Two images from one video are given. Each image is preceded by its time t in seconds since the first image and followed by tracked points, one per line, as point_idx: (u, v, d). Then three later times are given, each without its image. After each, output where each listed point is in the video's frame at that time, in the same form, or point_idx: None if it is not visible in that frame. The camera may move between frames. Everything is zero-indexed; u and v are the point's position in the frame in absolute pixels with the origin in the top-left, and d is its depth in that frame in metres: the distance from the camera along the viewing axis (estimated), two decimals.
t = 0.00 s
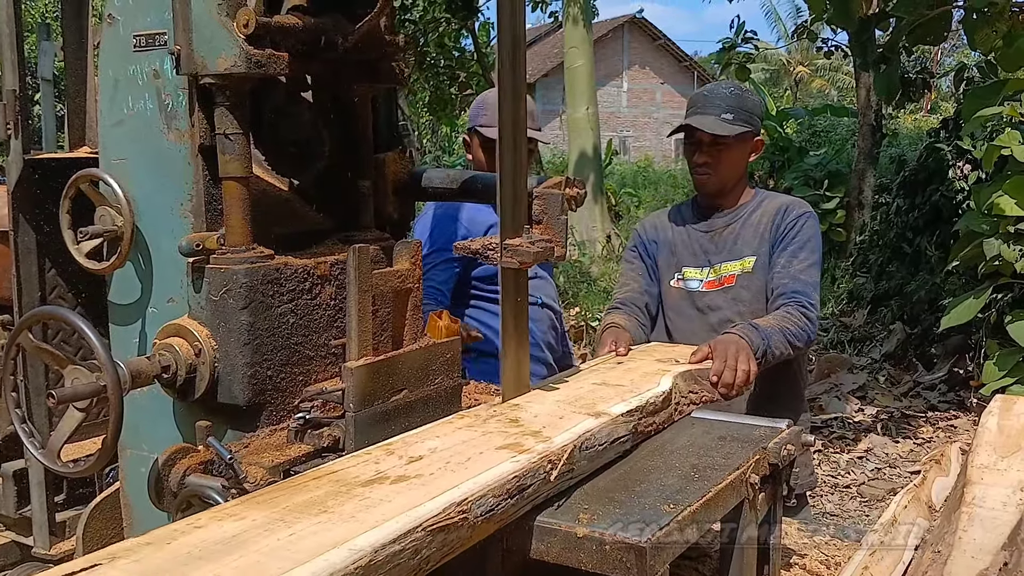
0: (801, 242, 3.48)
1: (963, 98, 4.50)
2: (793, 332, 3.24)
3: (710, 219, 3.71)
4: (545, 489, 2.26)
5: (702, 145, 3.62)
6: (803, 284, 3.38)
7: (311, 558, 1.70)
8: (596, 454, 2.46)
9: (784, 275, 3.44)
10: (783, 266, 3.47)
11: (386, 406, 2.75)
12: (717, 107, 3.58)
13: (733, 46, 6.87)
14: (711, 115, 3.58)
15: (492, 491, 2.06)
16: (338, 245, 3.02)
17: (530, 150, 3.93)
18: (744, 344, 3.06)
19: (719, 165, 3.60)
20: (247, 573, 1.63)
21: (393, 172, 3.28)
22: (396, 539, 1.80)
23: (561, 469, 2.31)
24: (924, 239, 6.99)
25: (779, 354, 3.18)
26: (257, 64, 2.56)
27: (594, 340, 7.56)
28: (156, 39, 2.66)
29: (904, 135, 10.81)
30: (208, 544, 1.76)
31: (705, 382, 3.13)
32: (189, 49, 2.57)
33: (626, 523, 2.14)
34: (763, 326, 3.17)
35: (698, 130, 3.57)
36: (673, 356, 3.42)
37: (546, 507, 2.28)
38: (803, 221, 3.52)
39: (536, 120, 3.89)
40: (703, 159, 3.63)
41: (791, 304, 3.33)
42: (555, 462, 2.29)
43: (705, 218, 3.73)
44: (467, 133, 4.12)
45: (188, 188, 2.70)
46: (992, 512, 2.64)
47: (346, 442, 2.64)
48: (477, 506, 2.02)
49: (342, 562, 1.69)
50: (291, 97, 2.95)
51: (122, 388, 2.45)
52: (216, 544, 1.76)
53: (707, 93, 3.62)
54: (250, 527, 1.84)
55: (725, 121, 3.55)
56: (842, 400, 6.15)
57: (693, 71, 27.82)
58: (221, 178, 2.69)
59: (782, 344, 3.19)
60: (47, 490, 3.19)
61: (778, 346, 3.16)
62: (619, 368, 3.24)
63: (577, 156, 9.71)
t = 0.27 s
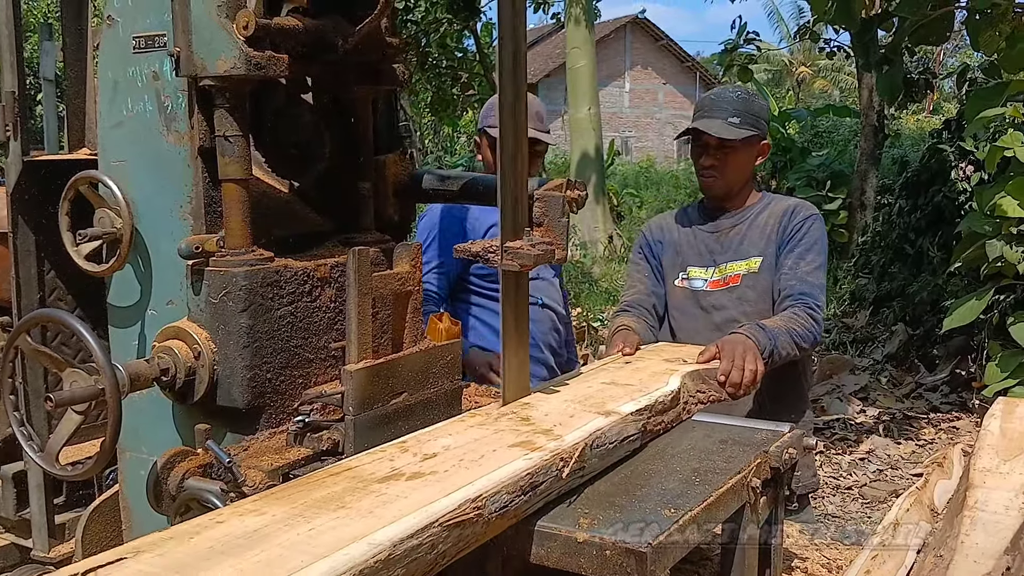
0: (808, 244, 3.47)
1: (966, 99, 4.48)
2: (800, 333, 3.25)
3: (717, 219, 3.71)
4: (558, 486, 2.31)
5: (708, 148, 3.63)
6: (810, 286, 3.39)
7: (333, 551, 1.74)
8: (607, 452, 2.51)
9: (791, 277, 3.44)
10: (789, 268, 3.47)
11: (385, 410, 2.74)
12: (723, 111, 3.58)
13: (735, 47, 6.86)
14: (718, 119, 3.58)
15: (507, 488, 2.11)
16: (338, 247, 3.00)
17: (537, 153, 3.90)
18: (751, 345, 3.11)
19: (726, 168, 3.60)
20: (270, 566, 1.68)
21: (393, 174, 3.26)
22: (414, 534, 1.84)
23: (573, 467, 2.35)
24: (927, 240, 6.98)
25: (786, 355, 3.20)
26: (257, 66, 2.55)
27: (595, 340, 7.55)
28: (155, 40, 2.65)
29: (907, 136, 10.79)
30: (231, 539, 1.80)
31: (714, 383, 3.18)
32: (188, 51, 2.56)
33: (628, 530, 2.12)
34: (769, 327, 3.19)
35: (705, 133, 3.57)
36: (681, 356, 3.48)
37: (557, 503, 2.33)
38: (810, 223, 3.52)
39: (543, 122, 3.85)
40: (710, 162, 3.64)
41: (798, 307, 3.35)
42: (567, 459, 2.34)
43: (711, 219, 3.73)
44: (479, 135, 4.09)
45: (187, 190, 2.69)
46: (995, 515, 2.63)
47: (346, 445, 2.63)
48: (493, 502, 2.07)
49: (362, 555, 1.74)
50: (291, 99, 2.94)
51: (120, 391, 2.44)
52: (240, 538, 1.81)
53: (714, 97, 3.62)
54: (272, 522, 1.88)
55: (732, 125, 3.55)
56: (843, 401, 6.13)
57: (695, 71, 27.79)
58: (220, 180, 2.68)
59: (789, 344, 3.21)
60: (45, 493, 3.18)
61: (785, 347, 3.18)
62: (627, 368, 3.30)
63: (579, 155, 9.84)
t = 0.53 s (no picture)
0: (817, 247, 3.48)
1: (970, 100, 4.46)
2: (808, 335, 3.25)
3: (725, 221, 3.71)
4: (571, 481, 2.36)
5: (715, 152, 3.63)
6: (819, 288, 3.41)
7: (354, 544, 1.79)
8: (618, 449, 2.55)
9: (800, 280, 3.46)
10: (799, 270, 3.48)
11: (385, 412, 2.72)
12: (730, 115, 3.59)
13: (739, 47, 6.84)
14: (725, 123, 3.59)
15: (522, 483, 2.16)
16: (338, 248, 2.99)
17: (548, 155, 3.87)
18: (760, 343, 3.10)
19: (731, 173, 3.61)
20: (291, 559, 1.72)
21: (395, 174, 3.22)
22: (432, 527, 1.89)
23: (586, 463, 2.41)
24: (931, 241, 6.95)
25: (793, 354, 3.19)
26: (257, 66, 2.53)
27: (598, 341, 7.53)
28: (155, 40, 2.64)
29: (911, 136, 10.75)
30: (254, 532, 1.85)
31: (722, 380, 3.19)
32: (188, 51, 2.55)
33: (628, 531, 2.13)
34: (777, 327, 3.19)
35: (712, 137, 3.57)
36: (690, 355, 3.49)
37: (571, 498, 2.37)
38: (818, 226, 3.53)
39: (557, 124, 3.82)
40: (716, 166, 3.64)
41: (806, 306, 3.36)
42: (580, 455, 2.39)
43: (719, 220, 3.73)
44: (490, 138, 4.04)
45: (187, 191, 2.68)
46: (1000, 520, 2.61)
47: (346, 448, 2.62)
48: (509, 496, 2.12)
49: (382, 548, 1.79)
50: (292, 99, 2.92)
51: (119, 393, 2.43)
52: (263, 530, 1.86)
53: (722, 101, 3.64)
54: (294, 515, 1.93)
55: (739, 129, 3.55)
56: (847, 402, 6.11)
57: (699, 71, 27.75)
58: (221, 181, 2.67)
59: (797, 345, 3.20)
60: (45, 494, 3.17)
61: (793, 347, 3.17)
62: (637, 366, 3.33)
63: (583, 155, 9.87)
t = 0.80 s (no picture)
0: (826, 249, 3.47)
1: (974, 100, 4.44)
2: (819, 335, 3.26)
3: (733, 222, 3.71)
4: (587, 475, 2.38)
5: (722, 155, 3.65)
6: (829, 290, 3.39)
7: (379, 532, 1.85)
8: (632, 443, 2.58)
9: (810, 282, 3.45)
10: (808, 273, 3.47)
11: (387, 412, 2.70)
12: (737, 118, 3.60)
13: (744, 47, 6.81)
14: (731, 126, 3.61)
15: (539, 476, 2.18)
16: (340, 248, 2.97)
17: (556, 159, 3.83)
18: (770, 341, 3.16)
19: (739, 176, 3.62)
20: (305, 555, 1.74)
21: (397, 174, 3.19)
22: (455, 516, 1.94)
23: (601, 457, 2.42)
24: (935, 242, 6.91)
25: (802, 355, 3.23)
26: (258, 64, 2.52)
27: (602, 341, 7.51)
28: (156, 38, 2.63)
29: (916, 136, 10.72)
30: (282, 521, 1.92)
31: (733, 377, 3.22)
32: (189, 49, 2.53)
33: (628, 530, 2.13)
34: (788, 326, 3.22)
35: (719, 141, 3.59)
36: (702, 352, 3.51)
37: (586, 491, 2.41)
38: (826, 228, 3.51)
39: (566, 129, 3.79)
40: (723, 169, 3.66)
41: (817, 305, 3.37)
42: (595, 449, 2.40)
43: (727, 222, 3.73)
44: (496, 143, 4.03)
45: (188, 190, 2.66)
46: (1005, 522, 2.59)
47: (347, 448, 2.60)
48: (527, 489, 2.15)
49: (408, 536, 1.84)
50: (293, 97, 2.90)
51: (119, 393, 2.42)
52: (290, 520, 1.93)
53: (728, 104, 3.65)
54: (320, 505, 2.00)
55: (746, 132, 3.56)
56: (851, 403, 6.10)
57: (702, 72, 27.71)
58: (222, 180, 2.66)
59: (807, 345, 3.23)
60: (45, 494, 3.17)
61: (803, 346, 3.21)
62: (649, 363, 3.36)
63: (586, 156, 9.86)
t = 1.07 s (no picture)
0: (834, 252, 3.47)
1: (978, 101, 4.43)
2: (826, 337, 3.28)
3: (740, 224, 3.71)
4: (600, 470, 2.41)
5: (729, 157, 3.64)
6: (838, 293, 3.42)
7: (399, 524, 1.89)
8: (643, 440, 2.62)
9: (818, 285, 3.45)
10: (816, 276, 3.47)
11: (388, 413, 2.69)
12: (744, 121, 3.59)
13: (747, 48, 6.80)
14: (738, 129, 3.59)
15: (553, 470, 2.21)
16: (342, 248, 2.97)
17: (557, 162, 3.82)
18: (778, 339, 3.15)
19: (746, 178, 3.60)
20: (309, 556, 1.74)
21: (398, 174, 3.19)
22: (473, 509, 1.98)
23: (614, 452, 2.46)
24: (938, 243, 6.90)
25: (810, 355, 3.23)
26: (260, 64, 2.51)
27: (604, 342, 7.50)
28: (158, 38, 2.62)
29: (920, 137, 10.71)
30: (304, 512, 1.97)
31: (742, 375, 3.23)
32: (190, 49, 2.53)
33: (629, 531, 2.12)
34: (796, 326, 3.23)
35: (725, 143, 3.58)
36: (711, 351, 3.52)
37: (598, 486, 2.44)
38: (834, 231, 3.51)
39: (566, 131, 3.77)
40: (730, 171, 3.64)
41: (826, 308, 3.39)
42: (608, 445, 2.43)
43: (734, 223, 3.73)
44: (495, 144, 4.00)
45: (189, 189, 2.66)
46: (1009, 524, 2.57)
47: (348, 449, 2.60)
48: (542, 483, 2.18)
49: (428, 527, 1.88)
50: (296, 97, 2.89)
51: (119, 394, 2.41)
52: (311, 511, 1.98)
53: (735, 107, 3.63)
54: (341, 497, 2.05)
55: (752, 134, 3.55)
56: (854, 404, 6.09)
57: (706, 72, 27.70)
58: (223, 180, 2.65)
59: (815, 345, 3.24)
60: (45, 494, 3.21)
61: (811, 347, 3.21)
62: (659, 361, 3.39)
63: (589, 156, 9.87)
